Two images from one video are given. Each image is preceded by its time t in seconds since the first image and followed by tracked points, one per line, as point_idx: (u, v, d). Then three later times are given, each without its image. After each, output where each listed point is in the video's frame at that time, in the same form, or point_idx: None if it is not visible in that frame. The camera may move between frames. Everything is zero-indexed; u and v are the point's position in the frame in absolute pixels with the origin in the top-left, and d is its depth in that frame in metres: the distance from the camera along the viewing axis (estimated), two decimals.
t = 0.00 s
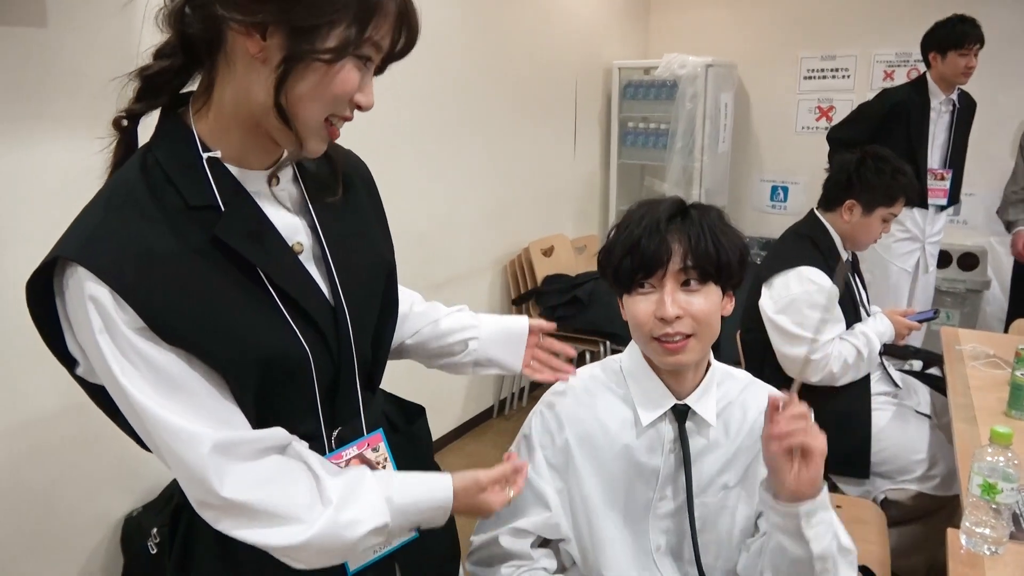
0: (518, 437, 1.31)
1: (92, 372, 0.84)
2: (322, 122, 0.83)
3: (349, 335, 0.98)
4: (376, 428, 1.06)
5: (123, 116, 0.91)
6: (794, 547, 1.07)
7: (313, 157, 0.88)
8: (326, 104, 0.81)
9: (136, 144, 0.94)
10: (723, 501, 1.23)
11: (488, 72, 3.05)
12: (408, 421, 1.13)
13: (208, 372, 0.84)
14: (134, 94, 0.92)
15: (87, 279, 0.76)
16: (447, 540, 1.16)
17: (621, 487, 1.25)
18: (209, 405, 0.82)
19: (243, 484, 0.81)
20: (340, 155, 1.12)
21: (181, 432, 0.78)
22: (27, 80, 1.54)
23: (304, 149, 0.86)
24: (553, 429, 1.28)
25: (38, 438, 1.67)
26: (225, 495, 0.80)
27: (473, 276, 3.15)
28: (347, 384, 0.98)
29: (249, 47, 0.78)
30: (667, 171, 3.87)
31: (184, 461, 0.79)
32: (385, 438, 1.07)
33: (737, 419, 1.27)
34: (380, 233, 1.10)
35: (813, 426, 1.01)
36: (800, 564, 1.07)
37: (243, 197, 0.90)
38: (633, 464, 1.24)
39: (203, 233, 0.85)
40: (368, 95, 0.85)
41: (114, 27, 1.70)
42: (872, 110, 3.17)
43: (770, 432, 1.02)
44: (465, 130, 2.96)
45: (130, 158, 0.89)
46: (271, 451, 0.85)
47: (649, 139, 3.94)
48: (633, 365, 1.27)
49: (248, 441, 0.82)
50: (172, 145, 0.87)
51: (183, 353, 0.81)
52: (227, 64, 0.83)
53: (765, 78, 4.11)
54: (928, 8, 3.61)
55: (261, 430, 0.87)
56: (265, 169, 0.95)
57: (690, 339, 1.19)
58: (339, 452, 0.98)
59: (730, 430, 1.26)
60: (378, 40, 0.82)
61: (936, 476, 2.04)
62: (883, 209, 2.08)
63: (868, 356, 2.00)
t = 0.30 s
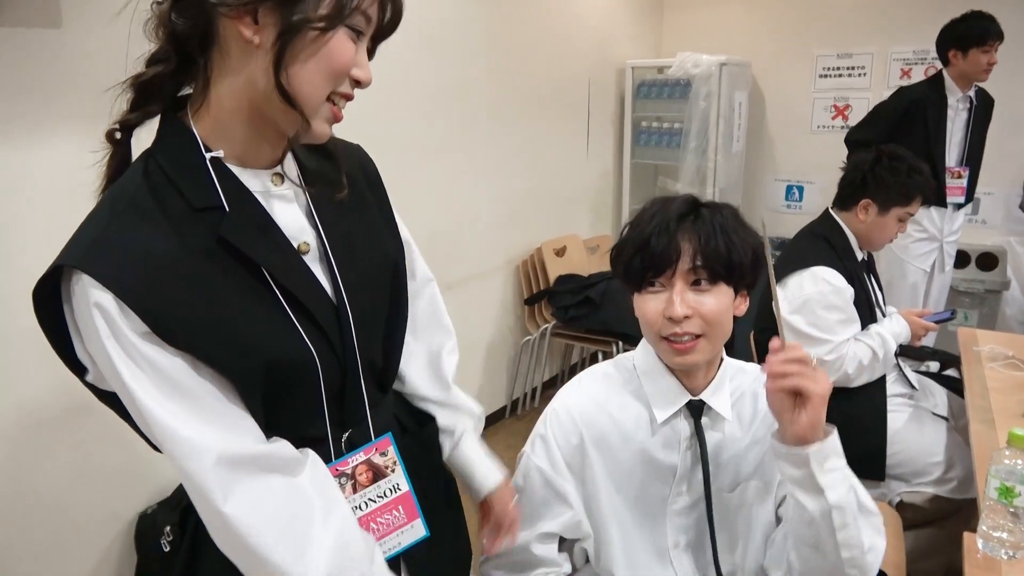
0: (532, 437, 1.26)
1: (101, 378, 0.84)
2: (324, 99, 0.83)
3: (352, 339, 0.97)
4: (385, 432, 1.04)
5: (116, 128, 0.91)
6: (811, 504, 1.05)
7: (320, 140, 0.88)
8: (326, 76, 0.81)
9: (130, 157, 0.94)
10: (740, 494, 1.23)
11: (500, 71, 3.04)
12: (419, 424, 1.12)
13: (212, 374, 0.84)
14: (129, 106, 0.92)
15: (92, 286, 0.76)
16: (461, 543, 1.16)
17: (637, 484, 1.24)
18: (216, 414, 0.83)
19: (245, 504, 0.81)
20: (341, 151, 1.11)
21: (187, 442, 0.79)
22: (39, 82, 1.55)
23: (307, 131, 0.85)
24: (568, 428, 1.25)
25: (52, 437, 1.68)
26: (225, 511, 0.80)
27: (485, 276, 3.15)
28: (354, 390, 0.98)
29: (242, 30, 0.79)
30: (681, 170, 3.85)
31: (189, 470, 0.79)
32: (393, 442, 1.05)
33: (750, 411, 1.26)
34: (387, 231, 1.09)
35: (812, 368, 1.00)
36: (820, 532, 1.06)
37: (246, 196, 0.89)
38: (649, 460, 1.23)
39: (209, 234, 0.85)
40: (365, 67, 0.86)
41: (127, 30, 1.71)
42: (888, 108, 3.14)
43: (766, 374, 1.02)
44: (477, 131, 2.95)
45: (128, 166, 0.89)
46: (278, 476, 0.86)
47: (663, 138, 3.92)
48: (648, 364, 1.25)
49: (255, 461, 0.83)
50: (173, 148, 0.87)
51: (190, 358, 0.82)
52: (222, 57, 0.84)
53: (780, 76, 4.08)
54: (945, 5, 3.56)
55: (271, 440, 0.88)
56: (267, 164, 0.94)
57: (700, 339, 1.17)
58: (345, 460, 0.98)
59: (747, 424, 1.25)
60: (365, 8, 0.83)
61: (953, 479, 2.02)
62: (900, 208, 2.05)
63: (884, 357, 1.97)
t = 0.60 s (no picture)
0: (533, 438, 1.25)
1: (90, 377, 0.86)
2: (309, 101, 0.84)
3: (342, 337, 0.97)
4: (384, 435, 1.04)
5: (103, 130, 0.92)
6: (821, 535, 1.05)
7: (306, 143, 0.87)
8: (310, 79, 0.82)
9: (119, 158, 0.94)
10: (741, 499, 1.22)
11: (507, 71, 3.04)
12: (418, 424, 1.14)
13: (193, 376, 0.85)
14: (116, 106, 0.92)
15: (70, 286, 0.78)
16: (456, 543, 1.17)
17: (638, 486, 1.23)
18: (199, 410, 0.84)
19: (233, 499, 0.83)
20: (334, 149, 1.11)
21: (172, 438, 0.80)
22: (41, 82, 1.55)
23: (292, 134, 0.86)
24: (569, 430, 1.24)
25: (57, 436, 1.69)
26: (215, 504, 0.81)
27: (492, 277, 3.14)
28: (348, 392, 0.99)
29: (226, 33, 0.80)
30: (690, 170, 3.83)
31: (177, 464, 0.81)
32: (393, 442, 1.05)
33: (754, 417, 1.25)
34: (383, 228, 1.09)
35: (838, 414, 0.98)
36: (825, 562, 1.06)
37: (231, 197, 0.90)
38: (650, 463, 1.22)
39: (193, 236, 0.86)
40: (349, 69, 0.86)
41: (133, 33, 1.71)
42: (898, 107, 3.11)
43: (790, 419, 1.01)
44: (484, 131, 2.95)
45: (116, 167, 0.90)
46: (269, 470, 0.87)
47: (671, 137, 3.90)
48: (651, 368, 1.24)
49: (245, 456, 0.84)
50: (158, 152, 0.88)
51: (171, 355, 0.83)
52: (206, 60, 0.84)
53: (790, 75, 4.05)
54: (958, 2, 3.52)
55: (262, 437, 0.90)
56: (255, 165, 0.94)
57: (706, 344, 1.17)
58: (342, 460, 0.99)
59: (750, 428, 1.24)
60: (351, 10, 0.83)
61: (964, 481, 1.99)
62: (909, 206, 2.03)
63: (894, 357, 1.95)
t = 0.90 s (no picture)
0: (532, 440, 1.24)
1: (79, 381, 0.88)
2: (293, 118, 0.85)
3: (331, 339, 0.99)
4: (371, 437, 1.08)
5: (94, 128, 0.92)
6: (830, 497, 1.07)
7: (288, 154, 0.90)
8: (294, 98, 0.83)
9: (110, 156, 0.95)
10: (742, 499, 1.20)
11: (508, 73, 3.03)
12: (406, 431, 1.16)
13: (175, 380, 0.87)
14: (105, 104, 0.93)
15: (53, 292, 0.80)
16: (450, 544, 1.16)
17: (637, 489, 1.22)
18: (185, 412, 0.86)
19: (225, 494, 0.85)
20: (326, 153, 1.12)
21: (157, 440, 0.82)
22: (37, 84, 1.53)
23: (274, 147, 0.88)
24: (567, 431, 1.23)
25: (57, 441, 1.68)
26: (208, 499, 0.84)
27: (494, 279, 3.13)
28: (339, 402, 1.00)
29: (212, 47, 0.81)
30: (692, 171, 3.81)
31: (165, 463, 0.83)
32: (381, 447, 1.09)
33: (753, 416, 1.23)
34: (375, 231, 1.10)
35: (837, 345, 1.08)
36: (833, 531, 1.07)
37: (218, 202, 0.91)
38: (648, 465, 1.21)
39: (176, 241, 0.87)
40: (338, 88, 0.87)
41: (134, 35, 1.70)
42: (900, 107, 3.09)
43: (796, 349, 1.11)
44: (485, 133, 2.94)
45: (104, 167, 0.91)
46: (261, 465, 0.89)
47: (674, 138, 3.88)
48: (649, 369, 1.22)
49: (233, 453, 0.86)
50: (145, 155, 0.89)
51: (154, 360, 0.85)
52: (192, 68, 0.86)
53: (793, 75, 4.04)
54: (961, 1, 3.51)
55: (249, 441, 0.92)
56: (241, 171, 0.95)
57: (703, 345, 1.15)
58: (332, 461, 1.01)
59: (749, 427, 1.23)
60: (342, 29, 0.84)
61: (969, 483, 1.98)
62: (912, 206, 2.01)
63: (897, 357, 1.92)
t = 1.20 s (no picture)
0: (532, 447, 1.23)
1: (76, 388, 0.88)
2: (288, 116, 0.85)
3: (330, 343, 0.98)
4: (368, 441, 1.07)
5: (90, 136, 0.92)
6: (801, 515, 1.05)
7: (287, 154, 0.89)
8: (288, 95, 0.83)
9: (106, 165, 0.95)
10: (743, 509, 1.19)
11: (513, 78, 3.03)
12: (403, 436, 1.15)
13: (173, 387, 0.87)
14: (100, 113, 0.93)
15: (50, 300, 0.80)
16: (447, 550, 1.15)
17: (636, 497, 1.21)
18: (179, 420, 0.86)
19: (219, 502, 0.84)
20: (323, 157, 1.12)
21: (150, 448, 0.82)
22: (37, 86, 1.53)
23: (273, 147, 0.87)
24: (566, 437, 1.22)
25: (56, 444, 1.68)
26: (202, 507, 0.83)
27: (497, 284, 3.13)
28: (336, 407, 1.01)
29: (202, 48, 0.82)
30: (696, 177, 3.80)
31: (159, 471, 0.83)
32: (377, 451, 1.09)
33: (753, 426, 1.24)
34: (372, 233, 1.10)
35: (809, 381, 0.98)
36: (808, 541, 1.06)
37: (217, 209, 0.91)
38: (648, 474, 1.20)
39: (175, 247, 0.87)
40: (332, 83, 0.87)
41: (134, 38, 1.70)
42: (905, 114, 3.09)
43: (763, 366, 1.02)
44: (488, 138, 2.94)
45: (102, 175, 0.92)
46: (256, 473, 0.89)
47: (678, 144, 3.88)
48: (649, 376, 1.21)
49: (227, 460, 0.86)
50: (141, 160, 0.89)
51: (150, 367, 0.85)
52: (185, 72, 0.86)
53: (797, 81, 4.03)
54: (967, 7, 3.50)
55: (246, 448, 0.91)
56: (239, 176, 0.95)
57: (700, 354, 1.15)
58: (329, 466, 1.00)
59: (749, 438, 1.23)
60: (333, 25, 0.84)
61: (974, 491, 1.96)
62: (916, 213, 1.99)
63: (903, 363, 1.92)
